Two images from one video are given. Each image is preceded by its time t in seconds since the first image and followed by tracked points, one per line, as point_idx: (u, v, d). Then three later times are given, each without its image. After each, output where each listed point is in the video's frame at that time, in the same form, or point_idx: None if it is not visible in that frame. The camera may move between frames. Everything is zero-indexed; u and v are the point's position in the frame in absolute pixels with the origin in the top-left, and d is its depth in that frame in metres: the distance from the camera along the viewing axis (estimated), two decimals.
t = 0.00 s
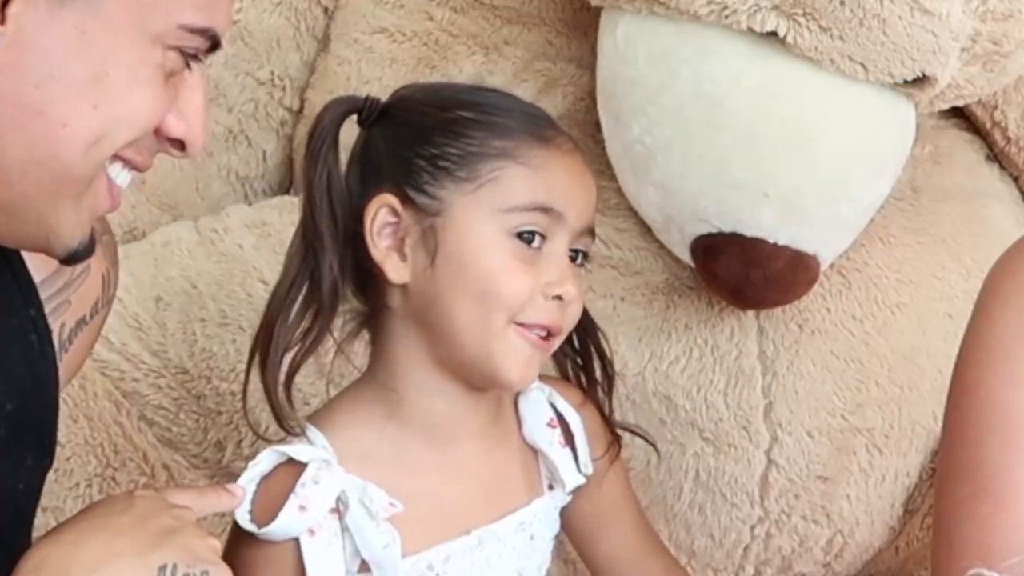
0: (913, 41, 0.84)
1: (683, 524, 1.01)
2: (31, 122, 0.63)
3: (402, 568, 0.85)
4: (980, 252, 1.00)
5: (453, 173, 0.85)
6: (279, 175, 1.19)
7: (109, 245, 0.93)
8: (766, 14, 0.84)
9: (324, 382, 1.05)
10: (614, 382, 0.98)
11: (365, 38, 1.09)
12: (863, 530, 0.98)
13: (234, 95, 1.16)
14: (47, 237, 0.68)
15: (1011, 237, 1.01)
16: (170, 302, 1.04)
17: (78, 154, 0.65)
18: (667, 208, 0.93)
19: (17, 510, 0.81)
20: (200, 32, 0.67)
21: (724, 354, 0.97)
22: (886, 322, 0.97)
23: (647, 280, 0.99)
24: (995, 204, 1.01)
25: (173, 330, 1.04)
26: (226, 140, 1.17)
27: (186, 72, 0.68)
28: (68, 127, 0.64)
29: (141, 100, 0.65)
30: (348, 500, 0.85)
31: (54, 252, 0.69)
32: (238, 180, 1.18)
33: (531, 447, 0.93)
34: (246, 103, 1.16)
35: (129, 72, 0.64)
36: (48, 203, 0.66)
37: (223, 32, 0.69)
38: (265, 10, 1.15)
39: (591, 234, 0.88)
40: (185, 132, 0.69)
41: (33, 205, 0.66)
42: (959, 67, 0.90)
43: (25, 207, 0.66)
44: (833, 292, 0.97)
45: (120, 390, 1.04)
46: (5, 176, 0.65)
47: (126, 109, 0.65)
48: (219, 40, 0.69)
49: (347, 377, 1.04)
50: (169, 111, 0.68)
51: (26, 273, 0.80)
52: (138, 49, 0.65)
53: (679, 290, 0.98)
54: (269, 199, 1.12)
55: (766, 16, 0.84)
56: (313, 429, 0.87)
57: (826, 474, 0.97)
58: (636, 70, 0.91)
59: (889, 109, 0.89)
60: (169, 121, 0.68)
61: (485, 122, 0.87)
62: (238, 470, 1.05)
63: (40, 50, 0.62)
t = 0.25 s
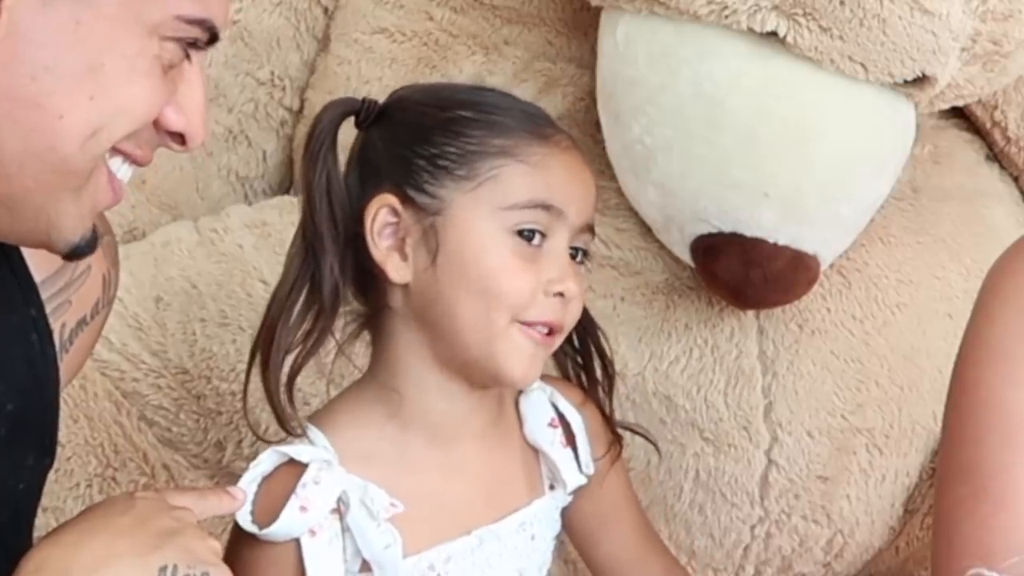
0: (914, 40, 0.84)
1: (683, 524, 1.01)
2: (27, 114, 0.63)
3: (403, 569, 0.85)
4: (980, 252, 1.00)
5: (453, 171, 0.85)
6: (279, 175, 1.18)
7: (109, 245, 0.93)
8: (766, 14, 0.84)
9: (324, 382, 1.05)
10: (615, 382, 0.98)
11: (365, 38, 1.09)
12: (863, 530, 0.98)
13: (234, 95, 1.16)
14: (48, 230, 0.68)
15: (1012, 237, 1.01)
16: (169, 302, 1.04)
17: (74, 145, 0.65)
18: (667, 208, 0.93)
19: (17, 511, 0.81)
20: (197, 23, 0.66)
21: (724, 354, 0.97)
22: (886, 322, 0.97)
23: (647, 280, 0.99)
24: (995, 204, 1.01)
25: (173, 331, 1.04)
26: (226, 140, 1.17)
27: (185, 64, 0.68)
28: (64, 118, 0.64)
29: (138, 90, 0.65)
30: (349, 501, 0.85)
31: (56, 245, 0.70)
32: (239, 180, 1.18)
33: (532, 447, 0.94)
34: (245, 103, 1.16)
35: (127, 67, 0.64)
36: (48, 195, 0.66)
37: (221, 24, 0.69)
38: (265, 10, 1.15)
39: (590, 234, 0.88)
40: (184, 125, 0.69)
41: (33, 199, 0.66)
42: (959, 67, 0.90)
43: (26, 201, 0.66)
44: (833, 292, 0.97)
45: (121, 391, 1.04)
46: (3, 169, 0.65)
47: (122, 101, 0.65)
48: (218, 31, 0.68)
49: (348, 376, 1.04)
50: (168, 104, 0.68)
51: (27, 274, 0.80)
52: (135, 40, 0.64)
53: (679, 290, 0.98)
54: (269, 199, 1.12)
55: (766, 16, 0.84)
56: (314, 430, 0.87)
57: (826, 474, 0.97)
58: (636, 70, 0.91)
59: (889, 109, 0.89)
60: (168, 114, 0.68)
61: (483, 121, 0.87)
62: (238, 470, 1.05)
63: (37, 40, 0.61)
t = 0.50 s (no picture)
0: (914, 40, 0.84)
1: (683, 524, 1.01)
2: (25, 110, 0.63)
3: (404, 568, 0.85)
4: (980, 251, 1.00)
5: (454, 171, 0.85)
6: (279, 175, 1.18)
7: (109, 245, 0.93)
8: (766, 14, 0.84)
9: (324, 382, 1.05)
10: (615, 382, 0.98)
11: (365, 38, 1.09)
12: (863, 530, 0.98)
13: (234, 95, 1.16)
14: (48, 228, 0.68)
15: (1011, 237, 1.01)
16: (170, 302, 1.04)
17: (73, 141, 0.65)
18: (667, 208, 0.93)
19: (18, 512, 0.81)
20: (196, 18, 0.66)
21: (724, 354, 0.97)
22: (886, 322, 0.97)
23: (647, 280, 0.99)
24: (995, 204, 1.01)
25: (173, 330, 1.04)
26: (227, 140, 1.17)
27: (184, 60, 0.68)
28: (63, 114, 0.64)
29: (137, 85, 0.65)
30: (349, 501, 0.85)
31: (57, 244, 0.70)
32: (239, 180, 1.18)
33: (532, 447, 0.94)
34: (246, 103, 1.16)
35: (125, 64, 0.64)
36: (47, 192, 0.66)
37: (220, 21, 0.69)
38: (265, 10, 1.15)
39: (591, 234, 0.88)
40: (184, 121, 0.69)
41: (33, 197, 0.66)
42: (959, 67, 0.90)
43: (26, 199, 0.66)
44: (833, 292, 0.97)
45: (121, 390, 1.04)
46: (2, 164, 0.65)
47: (121, 97, 0.65)
48: (217, 27, 0.68)
49: (348, 377, 1.04)
50: (168, 101, 0.68)
51: (27, 272, 0.80)
52: (133, 36, 0.64)
53: (679, 290, 0.98)
54: (269, 199, 1.12)
55: (766, 16, 0.84)
56: (314, 430, 0.87)
57: (826, 474, 0.97)
58: (636, 70, 0.91)
59: (889, 110, 0.89)
60: (168, 111, 0.68)
61: (485, 121, 0.87)
62: (238, 470, 1.04)
63: (34, 36, 0.62)
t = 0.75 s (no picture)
0: (914, 40, 0.84)
1: (683, 524, 1.01)
2: (25, 108, 0.63)
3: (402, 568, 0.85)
4: (980, 251, 1.00)
5: (453, 170, 0.85)
6: (279, 175, 1.18)
7: (109, 245, 0.93)
8: (766, 14, 0.84)
9: (324, 382, 1.05)
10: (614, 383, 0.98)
11: (365, 38, 1.09)
12: (862, 530, 0.98)
13: (234, 95, 1.16)
14: (48, 227, 0.68)
15: (1011, 237, 1.01)
16: (170, 302, 1.04)
17: (73, 140, 0.65)
18: (668, 208, 0.93)
19: (18, 512, 0.81)
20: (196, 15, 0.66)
21: (724, 354, 0.97)
22: (886, 322, 0.97)
23: (647, 280, 0.99)
24: (995, 204, 1.01)
25: (173, 330, 1.04)
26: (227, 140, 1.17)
27: (185, 58, 0.68)
28: (63, 112, 0.64)
29: (137, 83, 0.65)
30: (349, 500, 0.85)
31: (57, 243, 0.70)
32: (238, 180, 1.18)
33: (531, 446, 0.94)
34: (245, 103, 1.16)
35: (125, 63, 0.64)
36: (46, 190, 0.66)
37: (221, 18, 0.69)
38: (265, 10, 1.15)
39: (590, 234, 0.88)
40: (184, 119, 0.69)
41: (33, 195, 0.66)
42: (959, 67, 0.90)
43: (26, 197, 0.66)
44: (833, 292, 0.97)
45: (121, 390, 1.04)
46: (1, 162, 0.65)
47: (121, 95, 0.65)
48: (218, 24, 0.68)
49: (347, 376, 1.04)
50: (168, 99, 0.68)
51: (28, 271, 0.80)
52: (133, 34, 0.64)
53: (679, 290, 0.98)
54: (269, 199, 1.12)
55: (766, 16, 0.84)
56: (315, 428, 0.87)
57: (826, 474, 0.97)
58: (636, 70, 0.91)
59: (889, 110, 0.89)
60: (169, 110, 0.68)
61: (485, 121, 0.87)
62: (238, 470, 1.04)
63: (34, 34, 0.62)
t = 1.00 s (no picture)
0: (914, 40, 0.84)
1: (683, 524, 1.01)
2: (24, 107, 0.63)
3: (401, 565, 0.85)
4: (979, 251, 1.00)
5: (450, 168, 0.85)
6: (279, 175, 1.18)
7: (110, 245, 0.93)
8: (766, 14, 0.84)
9: (325, 381, 1.04)
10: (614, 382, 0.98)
11: (365, 38, 1.09)
12: (862, 530, 0.98)
13: (234, 95, 1.16)
14: (48, 226, 0.68)
15: (1012, 237, 1.01)
16: (169, 302, 1.04)
17: (73, 137, 0.65)
18: (668, 208, 0.93)
19: (20, 511, 0.81)
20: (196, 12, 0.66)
21: (724, 354, 0.97)
22: (886, 322, 0.97)
23: (647, 280, 0.99)
24: (995, 204, 1.02)
25: (173, 330, 1.04)
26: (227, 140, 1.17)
27: (184, 56, 0.68)
28: (62, 110, 0.64)
29: (137, 81, 0.65)
30: (349, 494, 0.85)
31: (57, 241, 0.70)
32: (238, 180, 1.18)
33: (531, 444, 0.94)
34: (245, 103, 1.16)
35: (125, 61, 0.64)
36: (45, 188, 0.66)
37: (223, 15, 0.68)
38: (265, 10, 1.15)
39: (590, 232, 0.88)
40: (184, 117, 0.69)
41: (32, 193, 0.66)
42: (959, 67, 0.90)
43: (25, 196, 0.66)
44: (833, 292, 0.97)
45: (121, 390, 1.04)
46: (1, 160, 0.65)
47: (121, 93, 0.65)
48: (219, 21, 0.68)
49: (347, 375, 1.04)
50: (168, 97, 0.68)
51: (29, 269, 0.80)
52: (132, 31, 0.64)
53: (679, 290, 0.98)
54: (269, 199, 1.12)
55: (766, 16, 0.84)
56: (315, 424, 0.87)
57: (826, 474, 0.97)
58: (636, 70, 0.91)
59: (889, 109, 0.89)
60: (169, 108, 0.68)
61: (482, 119, 0.87)
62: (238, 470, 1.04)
63: (34, 32, 0.62)
